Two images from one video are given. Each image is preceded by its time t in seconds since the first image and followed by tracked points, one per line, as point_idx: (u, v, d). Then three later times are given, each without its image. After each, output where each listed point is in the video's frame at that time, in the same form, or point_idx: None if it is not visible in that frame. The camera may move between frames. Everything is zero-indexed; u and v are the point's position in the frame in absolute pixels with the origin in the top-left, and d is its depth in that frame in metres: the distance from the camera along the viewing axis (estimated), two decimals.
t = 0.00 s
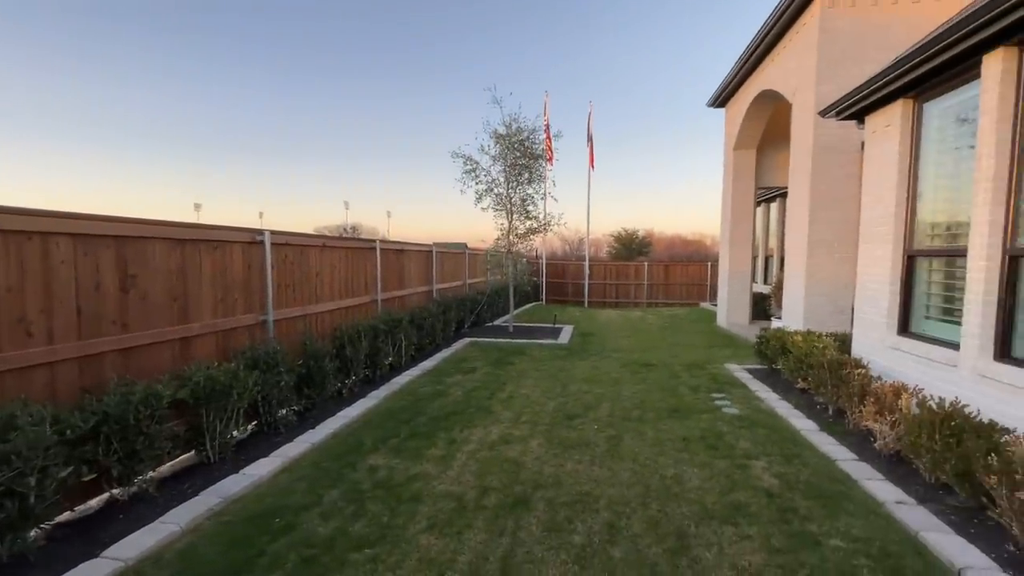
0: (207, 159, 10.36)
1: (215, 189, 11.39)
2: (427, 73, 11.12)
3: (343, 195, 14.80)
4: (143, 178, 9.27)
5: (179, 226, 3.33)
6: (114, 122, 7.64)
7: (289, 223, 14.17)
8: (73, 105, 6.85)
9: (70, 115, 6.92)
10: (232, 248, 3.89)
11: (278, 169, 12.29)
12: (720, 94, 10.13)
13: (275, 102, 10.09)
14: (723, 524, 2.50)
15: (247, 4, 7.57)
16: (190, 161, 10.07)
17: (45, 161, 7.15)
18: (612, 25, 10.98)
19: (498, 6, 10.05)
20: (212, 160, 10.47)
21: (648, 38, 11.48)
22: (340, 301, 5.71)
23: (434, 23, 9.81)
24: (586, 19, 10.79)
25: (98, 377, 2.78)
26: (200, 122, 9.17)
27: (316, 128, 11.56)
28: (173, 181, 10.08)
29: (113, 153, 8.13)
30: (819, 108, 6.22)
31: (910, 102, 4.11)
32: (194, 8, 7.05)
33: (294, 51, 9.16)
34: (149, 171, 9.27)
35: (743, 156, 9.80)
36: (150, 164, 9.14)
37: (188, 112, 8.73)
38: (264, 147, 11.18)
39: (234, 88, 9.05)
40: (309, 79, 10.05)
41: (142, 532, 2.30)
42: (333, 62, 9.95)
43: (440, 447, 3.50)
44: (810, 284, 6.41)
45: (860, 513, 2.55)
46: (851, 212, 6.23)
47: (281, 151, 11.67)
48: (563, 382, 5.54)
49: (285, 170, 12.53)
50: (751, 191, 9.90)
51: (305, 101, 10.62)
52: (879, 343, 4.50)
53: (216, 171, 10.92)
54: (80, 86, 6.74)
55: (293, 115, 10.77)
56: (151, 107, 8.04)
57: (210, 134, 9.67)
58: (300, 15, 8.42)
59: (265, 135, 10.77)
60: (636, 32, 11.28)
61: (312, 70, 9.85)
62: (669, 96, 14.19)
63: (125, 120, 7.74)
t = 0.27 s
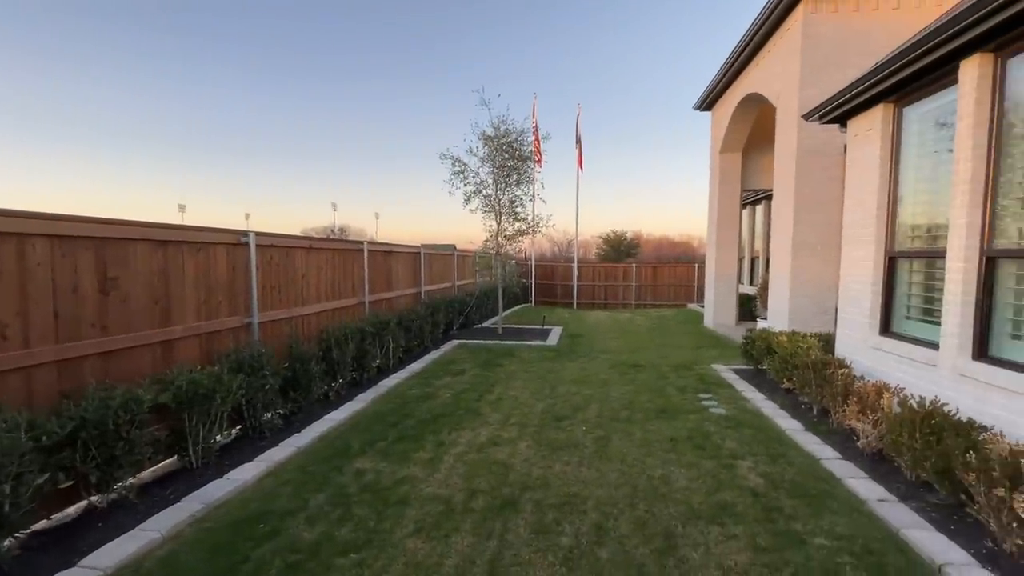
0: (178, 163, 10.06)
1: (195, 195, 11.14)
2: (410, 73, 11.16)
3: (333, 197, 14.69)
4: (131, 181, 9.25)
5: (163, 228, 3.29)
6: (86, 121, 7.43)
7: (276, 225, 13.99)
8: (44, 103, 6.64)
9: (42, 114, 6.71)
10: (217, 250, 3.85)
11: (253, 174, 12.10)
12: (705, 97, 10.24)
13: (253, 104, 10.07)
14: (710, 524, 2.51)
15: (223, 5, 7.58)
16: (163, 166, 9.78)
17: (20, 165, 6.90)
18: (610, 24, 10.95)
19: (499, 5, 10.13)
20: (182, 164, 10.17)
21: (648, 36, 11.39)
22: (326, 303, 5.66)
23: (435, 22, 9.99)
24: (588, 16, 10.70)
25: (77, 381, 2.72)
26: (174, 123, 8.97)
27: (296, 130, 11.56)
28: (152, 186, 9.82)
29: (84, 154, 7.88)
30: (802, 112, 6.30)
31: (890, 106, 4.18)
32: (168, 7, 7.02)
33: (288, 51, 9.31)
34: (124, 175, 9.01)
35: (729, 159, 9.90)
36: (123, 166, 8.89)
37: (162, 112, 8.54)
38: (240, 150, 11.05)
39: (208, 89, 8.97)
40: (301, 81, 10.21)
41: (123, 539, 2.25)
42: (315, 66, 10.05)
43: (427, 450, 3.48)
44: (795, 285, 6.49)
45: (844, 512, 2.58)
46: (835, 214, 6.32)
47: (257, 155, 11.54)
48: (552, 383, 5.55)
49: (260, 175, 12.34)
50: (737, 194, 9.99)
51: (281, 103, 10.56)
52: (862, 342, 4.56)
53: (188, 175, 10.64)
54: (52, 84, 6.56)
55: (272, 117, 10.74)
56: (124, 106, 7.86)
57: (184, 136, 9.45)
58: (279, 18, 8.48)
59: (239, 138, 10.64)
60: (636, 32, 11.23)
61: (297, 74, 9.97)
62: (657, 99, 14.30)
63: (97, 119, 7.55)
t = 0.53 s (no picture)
0: (169, 162, 10.00)
1: (185, 193, 11.14)
2: (400, 73, 11.12)
3: (323, 198, 14.94)
4: (122, 180, 9.34)
5: (145, 229, 3.23)
6: (74, 121, 7.40)
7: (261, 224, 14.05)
8: (25, 104, 6.57)
9: (19, 114, 6.64)
10: (202, 251, 3.79)
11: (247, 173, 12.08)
12: (696, 99, 10.28)
13: (249, 103, 10.01)
14: (700, 526, 2.51)
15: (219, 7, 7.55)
16: (151, 166, 9.70)
17: None
18: (609, 23, 10.89)
19: (483, 8, 10.12)
20: (173, 163, 10.10)
21: (646, 35, 11.34)
22: (315, 305, 5.60)
23: (420, 23, 9.97)
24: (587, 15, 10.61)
25: (55, 385, 2.66)
26: (163, 123, 8.90)
27: (294, 131, 11.57)
28: (137, 185, 9.75)
29: (66, 153, 7.79)
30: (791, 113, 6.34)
31: (877, 108, 4.21)
32: (157, 6, 6.87)
33: (286, 52, 9.32)
34: (107, 173, 8.91)
35: (719, 161, 9.94)
36: (107, 165, 8.79)
37: (151, 112, 8.45)
38: (236, 150, 11.03)
39: (202, 88, 8.89)
40: (301, 81, 10.24)
41: (102, 547, 2.20)
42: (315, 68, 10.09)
43: (416, 453, 3.45)
44: (784, 285, 6.53)
45: (832, 512, 2.59)
46: (823, 215, 6.36)
47: (253, 154, 11.53)
48: (542, 384, 5.53)
49: (256, 175, 12.35)
50: (727, 195, 10.04)
51: (280, 104, 10.57)
52: (850, 343, 4.59)
53: (178, 173, 10.57)
54: (34, 86, 6.47)
55: (270, 118, 10.73)
56: (112, 107, 7.78)
57: (174, 135, 9.38)
58: (277, 21, 8.51)
59: (235, 137, 10.60)
60: (634, 31, 11.17)
61: (296, 74, 9.98)
62: (649, 100, 14.34)
63: (82, 119, 7.47)
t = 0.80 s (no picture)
0: (168, 163, 10.18)
1: (179, 194, 11.33)
2: (393, 72, 11.06)
3: (316, 199, 14.92)
4: (117, 181, 9.48)
5: (122, 228, 3.15)
6: (66, 121, 7.50)
7: (251, 227, 14.09)
8: (17, 104, 6.69)
9: (11, 116, 6.79)
10: (183, 251, 3.71)
11: (247, 173, 12.21)
12: (686, 100, 10.30)
13: (247, 103, 10.11)
14: (688, 529, 2.47)
15: (215, 12, 7.71)
16: (147, 166, 9.82)
17: None
18: (606, 22, 10.83)
19: (482, 8, 10.10)
20: (171, 164, 10.25)
21: (642, 33, 11.30)
22: (301, 306, 5.52)
23: (419, 24, 10.01)
24: (587, 14, 10.54)
25: (27, 390, 2.58)
26: (158, 123, 9.02)
27: (295, 133, 11.70)
28: (130, 184, 9.88)
29: (60, 154, 7.94)
30: (779, 114, 6.35)
31: (865, 109, 4.22)
32: (151, 7, 6.94)
33: (286, 54, 9.42)
34: (101, 172, 9.04)
35: (708, 162, 9.95)
36: (102, 165, 8.92)
37: (145, 111, 8.53)
38: (235, 151, 11.19)
39: (199, 89, 8.99)
40: (301, 83, 10.36)
41: (73, 558, 2.13)
42: (318, 71, 10.23)
43: (402, 457, 3.39)
44: (774, 286, 6.53)
45: (821, 514, 2.57)
46: (812, 216, 6.37)
47: (252, 156, 11.70)
48: (532, 386, 5.49)
49: (255, 176, 12.50)
50: (717, 196, 10.06)
51: (280, 106, 10.69)
52: (839, 343, 4.58)
53: (175, 173, 10.73)
54: (28, 88, 6.60)
55: (269, 119, 10.85)
56: (107, 109, 7.88)
57: (171, 136, 9.52)
58: (277, 25, 8.68)
59: (234, 137, 10.74)
60: (631, 29, 11.12)
61: (296, 75, 10.08)
62: (641, 100, 14.37)
63: (76, 119, 7.57)
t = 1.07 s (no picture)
0: (167, 163, 10.88)
1: (169, 188, 11.84)
2: (384, 71, 11.01)
3: (307, 199, 15.39)
4: (107, 176, 9.95)
5: (97, 229, 3.07)
6: (66, 122, 7.92)
7: (240, 226, 15.21)
8: (20, 105, 7.10)
9: (14, 116, 7.21)
10: (163, 252, 3.63)
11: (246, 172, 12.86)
12: (677, 101, 10.29)
13: (246, 107, 10.53)
14: (677, 536, 2.43)
15: (213, 13, 7.88)
16: (147, 167, 10.58)
17: None
18: (607, 20, 10.73)
19: (483, 8, 10.09)
20: (171, 164, 10.93)
21: (642, 32, 11.23)
22: (288, 308, 5.44)
23: (421, 25, 10.06)
24: (587, 13, 10.47)
25: None
26: (157, 124, 9.48)
27: (297, 134, 12.10)
28: (127, 184, 10.67)
29: (57, 150, 8.34)
30: (770, 115, 6.33)
31: (855, 109, 4.20)
32: (151, 6, 7.08)
33: (287, 56, 9.62)
34: (100, 171, 9.69)
35: (700, 162, 9.94)
36: (98, 160, 9.37)
37: (143, 113, 8.94)
38: (236, 151, 11.78)
39: (198, 92, 9.37)
40: (301, 85, 10.60)
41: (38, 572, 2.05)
42: (319, 71, 10.40)
43: (388, 463, 3.33)
44: (765, 287, 6.52)
45: (811, 520, 2.53)
46: (802, 217, 6.37)
47: (252, 156, 12.27)
48: (522, 388, 5.44)
49: (255, 176, 13.16)
50: (708, 196, 10.06)
51: (281, 107, 11.03)
52: (829, 344, 4.57)
53: (173, 173, 11.44)
54: (31, 89, 6.97)
55: (269, 121, 11.25)
56: (106, 109, 8.25)
57: (171, 138, 10.10)
58: (277, 26, 8.80)
59: (234, 138, 11.28)
60: (630, 28, 11.06)
61: (297, 77, 10.32)
62: (635, 100, 14.39)
63: (76, 119, 7.98)
